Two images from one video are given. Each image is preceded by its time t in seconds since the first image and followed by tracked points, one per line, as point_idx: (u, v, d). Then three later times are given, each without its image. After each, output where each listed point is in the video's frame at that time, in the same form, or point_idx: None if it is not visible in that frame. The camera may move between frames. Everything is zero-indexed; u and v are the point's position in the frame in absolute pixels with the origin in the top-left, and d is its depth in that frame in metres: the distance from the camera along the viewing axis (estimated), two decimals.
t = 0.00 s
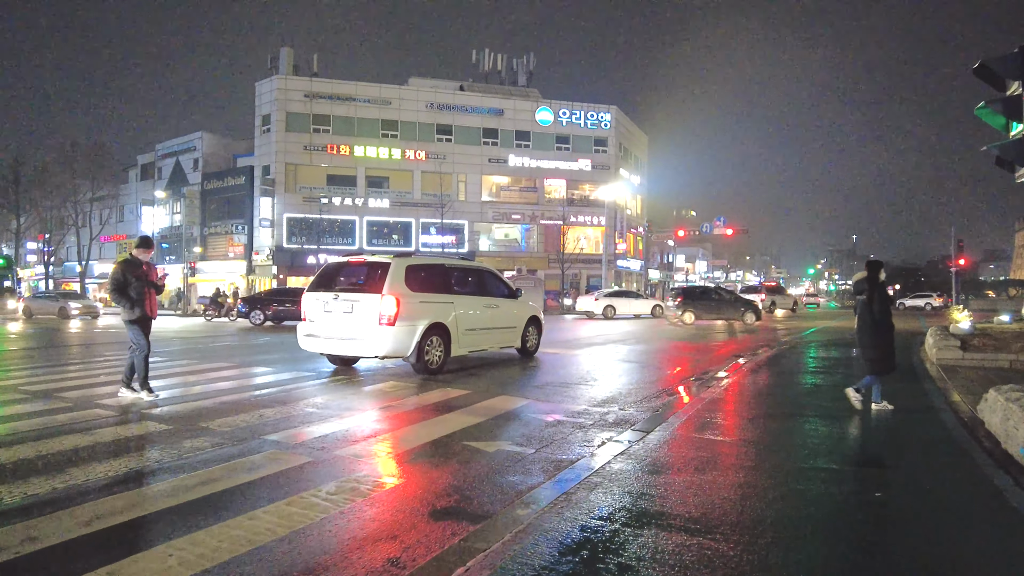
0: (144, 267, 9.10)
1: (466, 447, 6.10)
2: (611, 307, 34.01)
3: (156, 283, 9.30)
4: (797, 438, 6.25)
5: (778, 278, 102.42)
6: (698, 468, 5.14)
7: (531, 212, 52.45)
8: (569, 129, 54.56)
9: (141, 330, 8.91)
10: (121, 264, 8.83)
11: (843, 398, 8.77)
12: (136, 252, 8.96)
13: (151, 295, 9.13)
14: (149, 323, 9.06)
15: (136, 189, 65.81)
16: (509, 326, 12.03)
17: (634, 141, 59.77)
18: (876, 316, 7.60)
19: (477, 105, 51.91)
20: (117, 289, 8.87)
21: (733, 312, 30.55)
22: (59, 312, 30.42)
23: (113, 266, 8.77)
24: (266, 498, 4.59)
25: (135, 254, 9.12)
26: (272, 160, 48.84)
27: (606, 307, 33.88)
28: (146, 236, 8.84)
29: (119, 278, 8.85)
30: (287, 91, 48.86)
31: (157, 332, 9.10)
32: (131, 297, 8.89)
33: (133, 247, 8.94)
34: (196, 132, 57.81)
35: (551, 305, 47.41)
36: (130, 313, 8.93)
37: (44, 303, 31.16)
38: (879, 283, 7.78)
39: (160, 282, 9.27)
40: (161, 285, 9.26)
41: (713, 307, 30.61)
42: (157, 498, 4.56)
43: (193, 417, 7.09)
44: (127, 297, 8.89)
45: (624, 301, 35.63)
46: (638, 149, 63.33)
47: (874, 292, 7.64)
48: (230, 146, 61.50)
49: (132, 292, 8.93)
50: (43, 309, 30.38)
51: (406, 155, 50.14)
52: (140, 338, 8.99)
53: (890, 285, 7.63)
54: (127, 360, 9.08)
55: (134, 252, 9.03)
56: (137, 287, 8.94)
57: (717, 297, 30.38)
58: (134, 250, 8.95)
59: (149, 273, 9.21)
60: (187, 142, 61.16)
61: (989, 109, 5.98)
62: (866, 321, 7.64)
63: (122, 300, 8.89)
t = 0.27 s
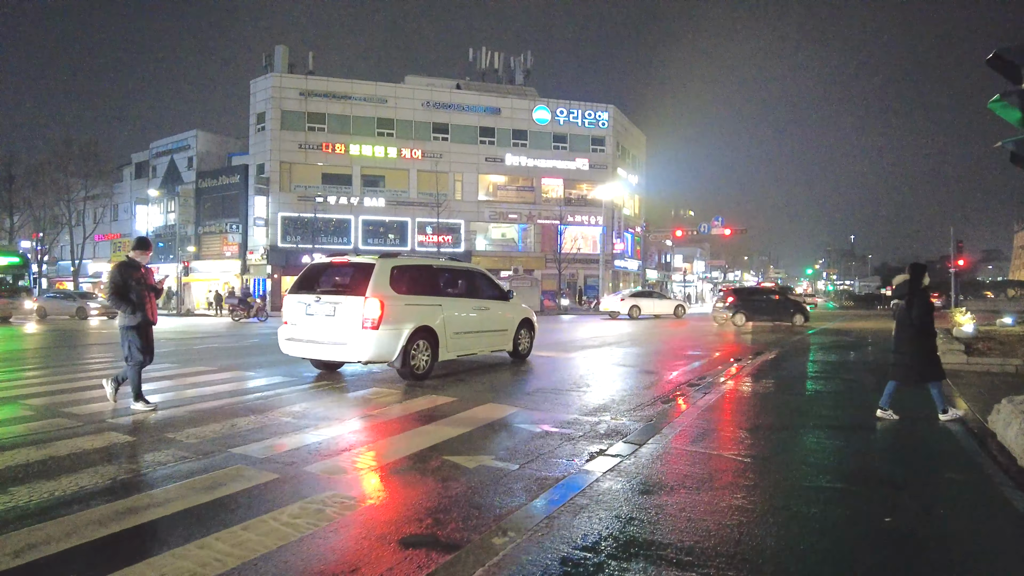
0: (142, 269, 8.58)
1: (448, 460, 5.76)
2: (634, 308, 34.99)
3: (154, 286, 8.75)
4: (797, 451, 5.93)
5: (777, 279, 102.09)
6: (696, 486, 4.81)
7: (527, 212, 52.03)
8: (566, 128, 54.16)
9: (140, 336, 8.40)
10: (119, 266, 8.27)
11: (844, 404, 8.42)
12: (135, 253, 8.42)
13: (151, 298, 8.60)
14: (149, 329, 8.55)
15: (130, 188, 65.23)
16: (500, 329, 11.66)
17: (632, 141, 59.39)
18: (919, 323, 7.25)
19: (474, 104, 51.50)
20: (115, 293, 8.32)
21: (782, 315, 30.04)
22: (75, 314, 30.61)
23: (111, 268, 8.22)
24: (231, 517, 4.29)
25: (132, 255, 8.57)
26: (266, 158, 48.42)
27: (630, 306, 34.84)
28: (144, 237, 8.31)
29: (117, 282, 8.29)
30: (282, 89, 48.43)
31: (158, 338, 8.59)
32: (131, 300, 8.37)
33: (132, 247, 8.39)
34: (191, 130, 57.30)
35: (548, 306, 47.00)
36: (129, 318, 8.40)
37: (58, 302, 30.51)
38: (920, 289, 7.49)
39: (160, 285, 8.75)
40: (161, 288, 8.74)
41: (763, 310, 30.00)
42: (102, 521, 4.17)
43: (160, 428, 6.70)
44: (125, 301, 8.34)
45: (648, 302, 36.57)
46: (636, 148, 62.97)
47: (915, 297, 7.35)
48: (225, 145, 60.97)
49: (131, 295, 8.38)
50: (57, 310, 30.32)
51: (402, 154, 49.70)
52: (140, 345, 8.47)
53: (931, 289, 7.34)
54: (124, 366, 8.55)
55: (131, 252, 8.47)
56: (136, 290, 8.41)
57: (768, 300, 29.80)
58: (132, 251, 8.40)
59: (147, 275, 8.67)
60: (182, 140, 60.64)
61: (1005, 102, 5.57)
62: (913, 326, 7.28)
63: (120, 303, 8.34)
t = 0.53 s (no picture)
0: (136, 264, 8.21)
1: (419, 464, 5.47)
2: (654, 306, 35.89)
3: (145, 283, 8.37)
4: (789, 454, 5.64)
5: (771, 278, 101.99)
6: (684, 494, 4.51)
7: (521, 210, 51.72)
8: (560, 126, 53.87)
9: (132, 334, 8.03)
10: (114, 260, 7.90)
11: (836, 405, 8.15)
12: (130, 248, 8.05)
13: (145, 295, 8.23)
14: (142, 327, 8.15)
15: (120, 186, 64.54)
16: (485, 327, 11.34)
17: (625, 139, 59.13)
18: (964, 318, 6.93)
19: (467, 101, 51.14)
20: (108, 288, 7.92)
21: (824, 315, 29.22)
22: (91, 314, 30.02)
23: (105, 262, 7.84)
24: (179, 526, 4.00)
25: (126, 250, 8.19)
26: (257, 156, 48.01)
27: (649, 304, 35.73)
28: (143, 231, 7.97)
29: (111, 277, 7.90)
30: (273, 86, 48.01)
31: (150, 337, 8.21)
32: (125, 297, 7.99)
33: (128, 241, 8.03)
34: (181, 128, 56.73)
35: (542, 305, 46.72)
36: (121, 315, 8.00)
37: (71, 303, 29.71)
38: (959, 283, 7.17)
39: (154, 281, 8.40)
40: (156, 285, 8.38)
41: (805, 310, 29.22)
42: (37, 534, 3.85)
43: (120, 431, 6.37)
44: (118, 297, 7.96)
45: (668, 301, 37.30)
46: (630, 147, 62.73)
47: (958, 291, 7.04)
48: (216, 143, 60.44)
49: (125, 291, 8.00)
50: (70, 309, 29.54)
51: (395, 152, 49.33)
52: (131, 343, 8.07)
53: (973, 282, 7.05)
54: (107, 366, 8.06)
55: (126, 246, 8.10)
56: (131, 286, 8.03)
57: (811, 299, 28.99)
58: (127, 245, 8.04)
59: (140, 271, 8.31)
60: (172, 138, 60.03)
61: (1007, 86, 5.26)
62: (955, 323, 6.97)
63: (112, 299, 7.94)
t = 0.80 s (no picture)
0: (131, 268, 7.58)
1: (384, 482, 5.13)
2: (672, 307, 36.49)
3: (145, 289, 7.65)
4: (777, 469, 5.34)
5: (765, 278, 101.91)
6: (665, 516, 4.19)
7: (513, 211, 51.44)
8: (552, 126, 53.59)
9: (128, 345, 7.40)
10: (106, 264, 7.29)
11: (828, 412, 7.84)
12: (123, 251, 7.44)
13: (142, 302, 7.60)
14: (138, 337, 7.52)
15: (109, 187, 63.93)
16: (468, 332, 10.99)
17: (618, 139, 58.87)
18: (1002, 327, 6.69)
19: (459, 102, 50.81)
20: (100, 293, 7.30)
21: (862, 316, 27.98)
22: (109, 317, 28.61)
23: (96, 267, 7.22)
24: (114, 556, 3.68)
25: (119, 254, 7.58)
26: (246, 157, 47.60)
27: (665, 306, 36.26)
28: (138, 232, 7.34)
29: (102, 281, 7.28)
30: (262, 85, 47.60)
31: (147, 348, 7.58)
32: (119, 303, 7.36)
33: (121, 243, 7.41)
34: (171, 128, 56.20)
35: (535, 306, 46.40)
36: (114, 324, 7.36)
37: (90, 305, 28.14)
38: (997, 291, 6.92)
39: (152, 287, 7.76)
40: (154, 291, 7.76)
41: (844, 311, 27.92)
42: None
43: (74, 445, 6.05)
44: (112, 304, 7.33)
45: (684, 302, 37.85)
46: (623, 147, 62.47)
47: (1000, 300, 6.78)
48: (206, 143, 59.88)
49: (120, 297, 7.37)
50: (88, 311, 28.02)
51: (386, 152, 48.96)
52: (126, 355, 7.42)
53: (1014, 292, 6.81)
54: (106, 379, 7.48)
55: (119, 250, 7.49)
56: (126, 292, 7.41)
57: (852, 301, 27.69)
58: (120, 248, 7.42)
59: (136, 276, 7.67)
60: (162, 138, 59.46)
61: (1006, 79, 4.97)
62: (992, 332, 6.73)
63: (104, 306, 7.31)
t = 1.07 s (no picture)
0: (128, 264, 7.15)
1: (348, 490, 4.80)
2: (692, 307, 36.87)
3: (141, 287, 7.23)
4: (771, 477, 4.99)
5: (760, 278, 101.76)
6: (649, 530, 3.86)
7: (508, 210, 51.13)
8: (547, 125, 53.27)
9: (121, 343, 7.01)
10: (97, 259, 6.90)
11: (824, 414, 7.52)
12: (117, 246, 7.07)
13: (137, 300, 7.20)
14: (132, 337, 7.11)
15: (100, 186, 63.33)
16: (454, 330, 10.67)
17: (613, 138, 58.59)
18: None
19: (453, 100, 50.47)
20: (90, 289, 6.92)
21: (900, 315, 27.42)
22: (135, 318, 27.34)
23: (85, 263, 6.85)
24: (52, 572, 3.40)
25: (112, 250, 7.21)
26: (238, 155, 47.19)
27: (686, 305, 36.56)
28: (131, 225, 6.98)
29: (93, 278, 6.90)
30: (254, 84, 47.22)
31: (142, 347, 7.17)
32: (112, 301, 6.95)
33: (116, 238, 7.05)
34: (162, 126, 55.66)
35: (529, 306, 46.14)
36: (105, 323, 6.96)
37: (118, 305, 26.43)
38: None
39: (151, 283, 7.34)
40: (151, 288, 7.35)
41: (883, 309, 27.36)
42: None
43: (29, 450, 5.72)
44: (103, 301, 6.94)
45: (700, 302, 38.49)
46: (618, 146, 62.19)
47: None
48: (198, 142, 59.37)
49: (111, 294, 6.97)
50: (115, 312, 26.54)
51: (379, 151, 48.60)
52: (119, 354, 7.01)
53: None
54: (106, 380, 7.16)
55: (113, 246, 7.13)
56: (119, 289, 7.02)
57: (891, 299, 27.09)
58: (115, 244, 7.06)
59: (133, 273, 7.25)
60: (154, 136, 58.89)
61: (1014, 58, 4.66)
62: None
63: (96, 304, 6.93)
